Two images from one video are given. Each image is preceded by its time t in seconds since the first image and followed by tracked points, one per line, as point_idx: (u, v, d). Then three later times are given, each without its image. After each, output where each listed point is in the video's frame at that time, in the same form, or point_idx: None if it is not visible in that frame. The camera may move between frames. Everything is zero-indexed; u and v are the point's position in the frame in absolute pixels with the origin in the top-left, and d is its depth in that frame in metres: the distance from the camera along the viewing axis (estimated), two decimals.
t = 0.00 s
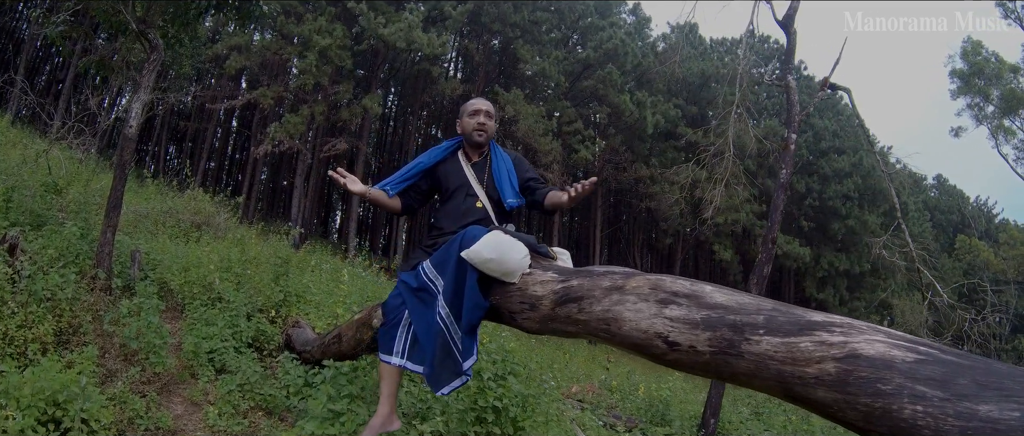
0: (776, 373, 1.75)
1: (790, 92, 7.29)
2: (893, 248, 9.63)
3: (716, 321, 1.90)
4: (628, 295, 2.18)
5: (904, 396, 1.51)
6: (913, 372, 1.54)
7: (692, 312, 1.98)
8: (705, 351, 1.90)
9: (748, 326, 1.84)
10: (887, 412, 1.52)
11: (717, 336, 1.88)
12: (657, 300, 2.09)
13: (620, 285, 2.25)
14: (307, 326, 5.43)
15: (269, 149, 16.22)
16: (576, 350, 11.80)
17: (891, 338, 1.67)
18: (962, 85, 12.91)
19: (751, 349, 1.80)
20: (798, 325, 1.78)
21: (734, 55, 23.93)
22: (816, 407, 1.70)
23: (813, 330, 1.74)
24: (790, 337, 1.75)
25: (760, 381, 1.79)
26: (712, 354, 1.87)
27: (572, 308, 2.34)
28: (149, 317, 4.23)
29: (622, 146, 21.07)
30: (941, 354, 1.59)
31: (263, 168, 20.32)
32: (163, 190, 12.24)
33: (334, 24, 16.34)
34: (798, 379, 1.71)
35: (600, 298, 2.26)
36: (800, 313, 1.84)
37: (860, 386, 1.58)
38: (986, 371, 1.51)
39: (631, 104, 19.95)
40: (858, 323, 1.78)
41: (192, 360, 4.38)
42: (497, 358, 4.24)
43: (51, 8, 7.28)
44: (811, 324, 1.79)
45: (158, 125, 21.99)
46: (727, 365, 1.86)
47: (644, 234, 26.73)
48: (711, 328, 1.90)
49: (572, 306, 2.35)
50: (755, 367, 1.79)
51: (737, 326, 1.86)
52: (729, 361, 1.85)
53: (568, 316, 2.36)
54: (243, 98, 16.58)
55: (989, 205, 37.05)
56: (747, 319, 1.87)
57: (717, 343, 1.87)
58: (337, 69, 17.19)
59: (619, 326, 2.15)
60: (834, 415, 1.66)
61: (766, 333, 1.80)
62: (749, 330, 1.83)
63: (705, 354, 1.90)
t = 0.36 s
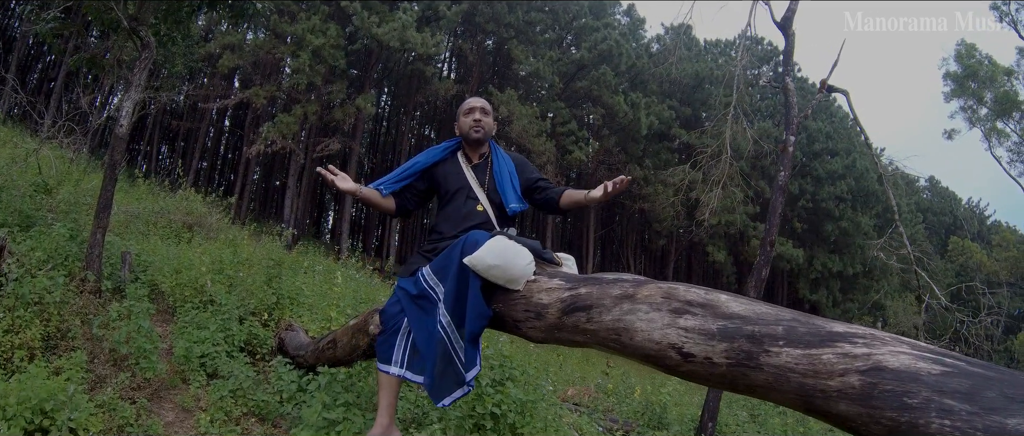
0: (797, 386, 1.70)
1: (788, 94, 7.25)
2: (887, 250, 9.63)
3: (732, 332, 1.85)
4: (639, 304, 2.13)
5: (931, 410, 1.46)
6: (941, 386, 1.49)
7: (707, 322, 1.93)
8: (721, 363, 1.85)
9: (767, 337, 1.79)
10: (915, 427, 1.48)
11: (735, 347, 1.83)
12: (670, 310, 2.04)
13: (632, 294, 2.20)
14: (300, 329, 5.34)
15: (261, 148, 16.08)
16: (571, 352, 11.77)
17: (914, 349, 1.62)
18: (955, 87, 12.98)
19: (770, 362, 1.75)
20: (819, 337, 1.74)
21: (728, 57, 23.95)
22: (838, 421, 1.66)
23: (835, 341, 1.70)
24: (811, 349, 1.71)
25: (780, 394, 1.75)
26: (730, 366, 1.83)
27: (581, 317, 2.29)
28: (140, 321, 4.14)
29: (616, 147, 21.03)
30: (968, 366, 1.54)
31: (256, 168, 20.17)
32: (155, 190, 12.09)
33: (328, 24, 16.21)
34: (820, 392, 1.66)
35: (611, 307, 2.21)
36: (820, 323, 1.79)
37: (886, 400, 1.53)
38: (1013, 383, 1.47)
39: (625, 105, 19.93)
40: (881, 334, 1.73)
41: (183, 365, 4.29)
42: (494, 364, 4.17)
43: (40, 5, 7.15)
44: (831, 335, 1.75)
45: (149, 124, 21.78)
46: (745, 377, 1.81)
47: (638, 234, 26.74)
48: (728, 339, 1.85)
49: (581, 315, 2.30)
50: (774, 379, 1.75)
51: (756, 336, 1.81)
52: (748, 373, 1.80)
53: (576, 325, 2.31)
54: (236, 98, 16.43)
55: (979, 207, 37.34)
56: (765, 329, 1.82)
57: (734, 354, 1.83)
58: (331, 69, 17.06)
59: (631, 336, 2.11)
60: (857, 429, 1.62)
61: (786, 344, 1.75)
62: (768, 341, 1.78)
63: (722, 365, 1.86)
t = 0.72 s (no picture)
0: (827, 395, 1.66)
1: (786, 95, 7.19)
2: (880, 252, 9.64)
3: (757, 339, 1.81)
4: (658, 310, 2.09)
5: (967, 419, 1.41)
6: (976, 394, 1.44)
7: (731, 329, 1.88)
8: (746, 371, 1.81)
9: (794, 345, 1.75)
10: None
11: (760, 355, 1.79)
12: (690, 316, 1.99)
13: (649, 300, 2.15)
14: (291, 330, 5.22)
15: (252, 145, 15.90)
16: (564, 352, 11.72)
17: (948, 357, 1.57)
18: (947, 90, 13.05)
19: (799, 370, 1.71)
20: (848, 344, 1.69)
21: (720, 58, 23.97)
22: (869, 430, 1.61)
23: (865, 349, 1.65)
24: (840, 357, 1.66)
25: (809, 403, 1.70)
26: (754, 374, 1.78)
27: (594, 324, 2.26)
28: (129, 323, 4.02)
29: (608, 147, 20.97)
30: (1003, 373, 1.50)
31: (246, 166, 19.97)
32: (145, 187, 11.91)
33: (320, 20, 16.03)
34: (850, 401, 1.62)
35: (627, 313, 2.17)
36: (848, 330, 1.75)
37: (920, 409, 1.49)
38: None
39: (618, 105, 19.89)
40: (911, 341, 1.69)
41: (172, 368, 4.18)
42: (493, 368, 4.09)
43: None
44: (860, 342, 1.71)
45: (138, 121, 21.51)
46: (772, 385, 1.77)
47: (630, 234, 26.75)
48: (753, 347, 1.81)
49: (596, 321, 2.26)
50: (802, 388, 1.70)
51: (782, 343, 1.77)
52: (774, 383, 1.76)
53: (591, 332, 2.27)
54: (226, 94, 16.22)
55: (967, 209, 37.65)
56: (793, 337, 1.77)
57: (759, 363, 1.79)
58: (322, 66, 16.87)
59: (649, 344, 2.07)
60: None
61: (814, 352, 1.71)
62: (795, 349, 1.74)
63: (747, 374, 1.81)
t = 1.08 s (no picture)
0: (853, 406, 1.62)
1: (778, 97, 7.15)
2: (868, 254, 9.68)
3: (781, 349, 1.77)
4: (674, 319, 2.03)
5: (998, 429, 1.38)
6: (1006, 404, 1.41)
7: (753, 339, 1.84)
8: (769, 382, 1.77)
9: (819, 355, 1.71)
10: None
11: (784, 366, 1.74)
12: (710, 325, 1.94)
13: (666, 308, 2.09)
14: (278, 333, 5.09)
15: (238, 143, 15.66)
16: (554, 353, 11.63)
17: (973, 367, 1.54)
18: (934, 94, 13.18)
19: (825, 381, 1.67)
20: (874, 354, 1.65)
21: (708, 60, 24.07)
22: None
23: (891, 359, 1.61)
24: (866, 368, 1.62)
25: (836, 415, 1.67)
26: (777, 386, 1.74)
27: (608, 333, 2.20)
28: (112, 326, 3.90)
29: (596, 147, 20.94)
30: None
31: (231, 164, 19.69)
32: (129, 184, 11.68)
33: (307, 17, 15.82)
34: (877, 413, 1.59)
35: (643, 322, 2.11)
36: (873, 340, 1.71)
37: (949, 420, 1.46)
38: None
39: (605, 106, 19.87)
40: (935, 349, 1.66)
41: (157, 372, 4.05)
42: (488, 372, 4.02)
43: None
44: (885, 352, 1.67)
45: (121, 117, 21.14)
46: (796, 396, 1.73)
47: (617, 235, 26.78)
48: (777, 357, 1.76)
49: (609, 329, 2.20)
50: (829, 400, 1.66)
51: (807, 354, 1.72)
52: (799, 394, 1.72)
53: (605, 342, 2.21)
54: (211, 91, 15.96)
55: (951, 211, 38.10)
56: (817, 347, 1.73)
57: (783, 374, 1.74)
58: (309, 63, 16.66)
59: (666, 354, 2.01)
60: None
61: (840, 362, 1.67)
62: (820, 359, 1.70)
63: (771, 386, 1.77)
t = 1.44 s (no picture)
0: (871, 423, 1.62)
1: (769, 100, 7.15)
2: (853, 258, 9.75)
3: (797, 366, 1.75)
4: (686, 333, 2.01)
5: None
6: (1023, 421, 1.43)
7: (768, 354, 1.82)
8: (785, 398, 1.76)
9: (836, 371, 1.70)
10: None
11: (801, 382, 1.73)
12: (723, 339, 1.91)
13: (677, 321, 2.07)
14: (265, 335, 5.00)
15: (224, 139, 15.45)
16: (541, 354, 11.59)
17: (989, 383, 1.55)
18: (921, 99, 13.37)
19: (842, 398, 1.66)
20: (891, 370, 1.65)
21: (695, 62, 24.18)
22: None
23: (908, 375, 1.62)
24: (885, 385, 1.62)
25: (852, 430, 1.67)
26: (793, 403, 1.73)
27: (617, 346, 2.17)
28: (96, 329, 3.79)
29: (582, 148, 20.94)
30: None
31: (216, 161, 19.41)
32: (112, 181, 11.45)
33: (296, 13, 15.63)
34: (895, 429, 1.59)
35: (654, 335, 2.08)
36: (890, 355, 1.70)
37: None
38: None
39: (593, 107, 19.80)
40: (950, 364, 1.67)
41: (142, 376, 3.95)
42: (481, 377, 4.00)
43: None
44: (902, 368, 1.67)
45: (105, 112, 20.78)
46: (812, 413, 1.72)
47: (604, 236, 26.83)
48: (793, 373, 1.75)
49: (618, 342, 2.18)
50: (846, 417, 1.66)
51: (824, 370, 1.71)
52: (816, 411, 1.71)
53: (613, 355, 2.19)
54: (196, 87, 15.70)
55: (932, 214, 38.65)
56: (834, 363, 1.72)
57: (799, 390, 1.73)
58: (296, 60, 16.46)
59: (678, 369, 1.99)
60: None
61: (858, 378, 1.66)
62: (838, 376, 1.68)
63: (786, 402, 1.76)
